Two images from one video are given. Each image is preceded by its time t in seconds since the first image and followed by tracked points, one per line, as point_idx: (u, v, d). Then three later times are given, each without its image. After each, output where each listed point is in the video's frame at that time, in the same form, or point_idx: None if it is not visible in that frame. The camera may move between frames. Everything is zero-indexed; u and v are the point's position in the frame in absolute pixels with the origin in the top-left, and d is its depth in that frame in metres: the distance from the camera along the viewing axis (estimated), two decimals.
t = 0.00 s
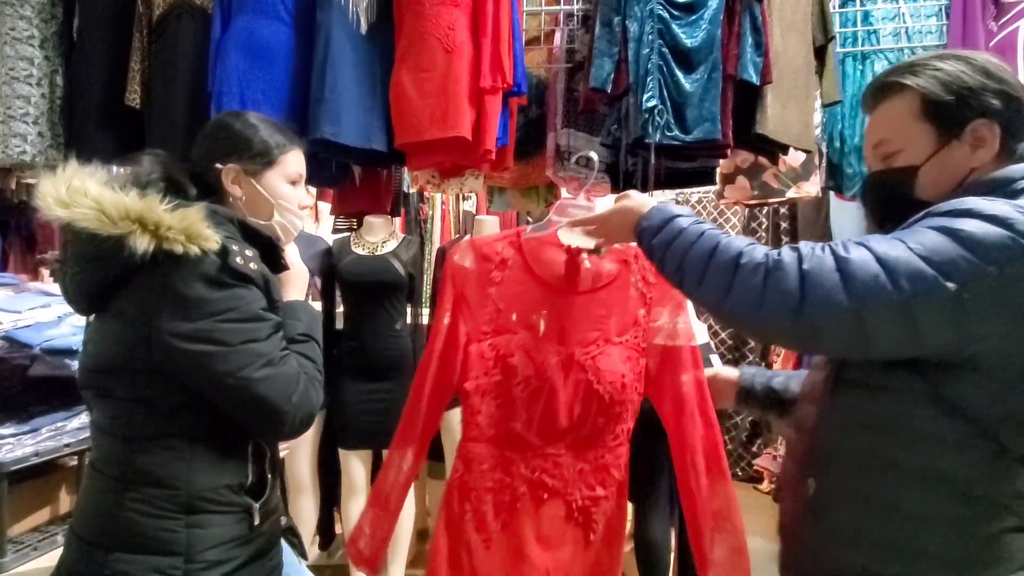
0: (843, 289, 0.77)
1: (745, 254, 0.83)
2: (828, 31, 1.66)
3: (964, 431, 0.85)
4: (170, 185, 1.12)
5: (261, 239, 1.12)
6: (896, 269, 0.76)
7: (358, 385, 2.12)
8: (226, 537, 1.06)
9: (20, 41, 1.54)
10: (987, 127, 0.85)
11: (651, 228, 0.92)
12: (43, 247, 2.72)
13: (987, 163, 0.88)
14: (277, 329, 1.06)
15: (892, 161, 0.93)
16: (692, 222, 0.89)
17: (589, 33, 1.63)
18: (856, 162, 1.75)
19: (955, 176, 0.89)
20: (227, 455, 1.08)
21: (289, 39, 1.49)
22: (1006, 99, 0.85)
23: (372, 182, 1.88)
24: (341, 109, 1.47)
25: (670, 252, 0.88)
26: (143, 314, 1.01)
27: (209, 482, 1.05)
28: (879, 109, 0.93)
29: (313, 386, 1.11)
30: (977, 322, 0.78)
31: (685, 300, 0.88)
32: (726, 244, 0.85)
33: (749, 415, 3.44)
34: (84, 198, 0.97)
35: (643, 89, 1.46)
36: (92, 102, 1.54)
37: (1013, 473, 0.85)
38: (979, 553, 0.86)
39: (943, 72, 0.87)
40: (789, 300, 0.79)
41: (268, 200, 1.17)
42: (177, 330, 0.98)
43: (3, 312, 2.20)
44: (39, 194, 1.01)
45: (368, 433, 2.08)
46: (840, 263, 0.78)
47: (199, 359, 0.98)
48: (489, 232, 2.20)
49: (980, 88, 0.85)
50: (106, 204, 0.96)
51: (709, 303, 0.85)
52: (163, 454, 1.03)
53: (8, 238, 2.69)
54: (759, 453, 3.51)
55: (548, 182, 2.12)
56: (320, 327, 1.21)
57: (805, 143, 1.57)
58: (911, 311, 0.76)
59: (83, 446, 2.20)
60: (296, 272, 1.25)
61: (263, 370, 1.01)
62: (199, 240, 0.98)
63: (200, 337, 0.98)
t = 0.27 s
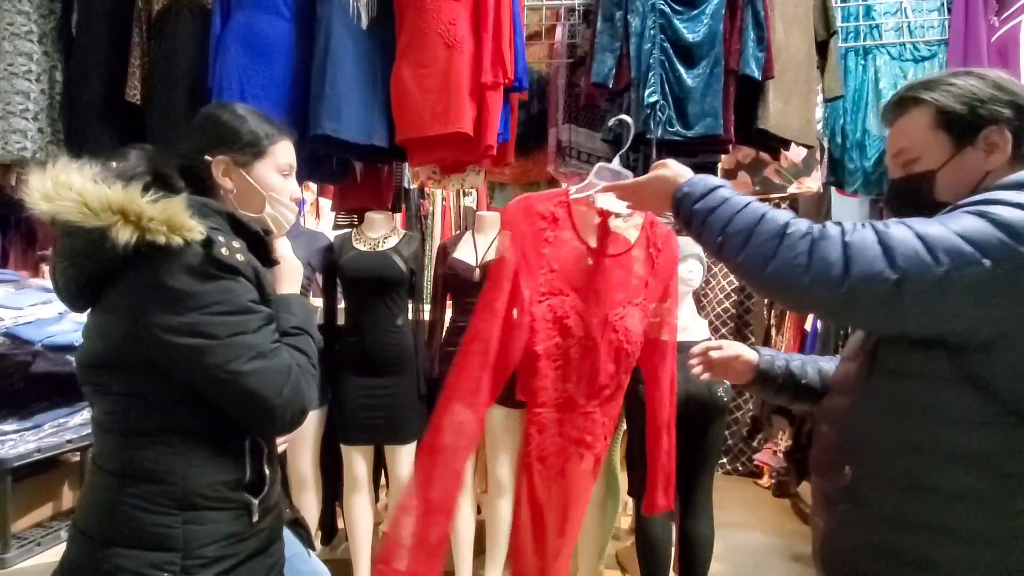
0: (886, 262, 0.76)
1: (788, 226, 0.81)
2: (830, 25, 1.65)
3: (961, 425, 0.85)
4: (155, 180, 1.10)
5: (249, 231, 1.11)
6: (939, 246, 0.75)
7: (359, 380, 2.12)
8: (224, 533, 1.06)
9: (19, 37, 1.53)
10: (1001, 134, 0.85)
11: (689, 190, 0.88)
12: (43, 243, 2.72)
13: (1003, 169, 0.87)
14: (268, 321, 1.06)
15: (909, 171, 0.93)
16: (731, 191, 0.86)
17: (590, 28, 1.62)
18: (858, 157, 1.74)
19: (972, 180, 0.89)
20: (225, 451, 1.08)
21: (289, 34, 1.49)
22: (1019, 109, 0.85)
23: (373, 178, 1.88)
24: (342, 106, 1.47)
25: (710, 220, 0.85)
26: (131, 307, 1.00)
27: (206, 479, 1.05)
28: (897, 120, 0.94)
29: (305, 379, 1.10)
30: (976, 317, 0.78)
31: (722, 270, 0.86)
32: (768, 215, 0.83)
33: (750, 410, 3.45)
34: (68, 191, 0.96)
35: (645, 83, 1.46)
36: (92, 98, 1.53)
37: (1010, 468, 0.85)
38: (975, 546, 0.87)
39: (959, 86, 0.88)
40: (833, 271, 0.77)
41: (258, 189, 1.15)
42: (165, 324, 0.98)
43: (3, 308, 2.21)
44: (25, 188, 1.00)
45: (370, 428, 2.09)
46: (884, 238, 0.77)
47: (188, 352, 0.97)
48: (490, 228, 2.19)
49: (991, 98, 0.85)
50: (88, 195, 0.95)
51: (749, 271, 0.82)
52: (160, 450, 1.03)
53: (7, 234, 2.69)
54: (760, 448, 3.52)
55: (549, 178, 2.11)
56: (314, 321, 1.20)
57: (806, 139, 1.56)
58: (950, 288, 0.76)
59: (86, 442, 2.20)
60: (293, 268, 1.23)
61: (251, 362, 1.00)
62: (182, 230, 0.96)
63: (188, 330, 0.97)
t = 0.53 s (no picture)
0: (952, 252, 0.74)
1: (853, 206, 0.77)
2: (833, 21, 1.64)
3: (975, 419, 0.84)
4: (137, 173, 1.07)
5: (239, 223, 1.09)
6: (1004, 239, 0.74)
7: (359, 378, 2.11)
8: (228, 528, 1.05)
9: (17, 33, 1.52)
10: None
11: (745, 161, 0.83)
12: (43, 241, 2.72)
13: None
14: (263, 309, 1.04)
15: (942, 167, 0.93)
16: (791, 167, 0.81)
17: (591, 24, 1.61)
18: (859, 154, 1.74)
19: (1005, 180, 0.88)
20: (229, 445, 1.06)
21: (289, 30, 1.48)
22: None
23: (373, 175, 1.87)
24: (342, 102, 1.46)
25: (771, 197, 0.80)
26: (123, 303, 0.99)
27: (208, 474, 1.03)
28: (933, 118, 0.94)
29: (303, 365, 1.09)
30: (995, 305, 0.77)
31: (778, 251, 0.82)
32: (832, 194, 0.79)
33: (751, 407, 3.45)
34: (49, 191, 0.95)
35: (647, 81, 1.45)
36: (91, 96, 1.52)
37: None
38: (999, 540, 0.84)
39: (997, 86, 0.88)
40: (898, 256, 0.74)
41: (247, 182, 1.13)
42: (156, 317, 0.97)
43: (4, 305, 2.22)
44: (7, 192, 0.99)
45: (371, 426, 2.09)
46: (950, 226, 0.75)
47: (180, 344, 0.96)
48: (491, 225, 2.20)
49: None
50: (70, 194, 0.94)
51: (808, 249, 0.78)
52: (160, 447, 1.02)
53: (8, 233, 2.69)
54: (761, 445, 3.52)
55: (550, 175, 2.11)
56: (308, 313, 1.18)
57: (811, 135, 1.54)
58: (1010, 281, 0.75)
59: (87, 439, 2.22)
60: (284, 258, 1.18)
61: (248, 351, 0.99)
62: (169, 222, 0.96)
63: (178, 322, 0.96)
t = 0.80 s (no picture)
0: (965, 262, 0.75)
1: (872, 214, 0.77)
2: (836, 17, 1.63)
3: (979, 414, 0.84)
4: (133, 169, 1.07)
5: (237, 215, 1.08)
6: (1017, 248, 0.75)
7: (360, 374, 2.12)
8: (231, 523, 1.04)
9: (17, 28, 1.52)
10: None
11: (765, 161, 0.81)
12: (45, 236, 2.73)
13: None
14: (262, 299, 1.03)
15: (957, 162, 0.93)
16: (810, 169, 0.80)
17: (593, 20, 1.59)
18: (861, 151, 1.73)
19: (1019, 179, 0.89)
20: (233, 438, 1.07)
21: (290, 25, 1.48)
22: None
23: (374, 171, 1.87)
24: (343, 98, 1.46)
25: (789, 201, 0.79)
26: (122, 294, 0.99)
27: (211, 468, 1.03)
28: (950, 112, 0.93)
29: (305, 355, 1.08)
30: (1010, 298, 0.76)
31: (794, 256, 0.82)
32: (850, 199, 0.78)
33: (751, 403, 3.46)
34: (49, 186, 0.95)
35: (649, 76, 1.44)
36: (92, 91, 1.52)
37: None
38: (1001, 533, 0.84)
39: (1014, 82, 0.88)
40: (912, 268, 0.75)
41: (247, 174, 1.11)
42: (155, 307, 0.96)
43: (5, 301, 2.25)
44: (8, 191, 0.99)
45: (372, 421, 2.09)
46: (965, 235, 0.75)
47: (179, 333, 0.96)
48: (492, 221, 2.20)
49: None
50: (69, 187, 0.94)
51: (824, 258, 0.79)
52: (162, 440, 1.02)
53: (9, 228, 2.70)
54: (761, 441, 3.53)
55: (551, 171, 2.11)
56: (313, 302, 1.17)
57: (812, 131, 1.54)
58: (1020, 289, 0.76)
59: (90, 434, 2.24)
60: (291, 251, 1.18)
61: (249, 339, 0.99)
62: (167, 211, 0.96)
63: (177, 311, 0.96)
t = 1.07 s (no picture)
0: (970, 254, 0.75)
1: (874, 206, 0.77)
2: (841, 13, 1.62)
3: (990, 407, 0.84)
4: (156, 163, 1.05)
5: (262, 210, 1.08)
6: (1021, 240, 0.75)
7: (363, 369, 2.12)
8: (241, 512, 1.05)
9: (18, 22, 1.52)
10: None
11: (764, 156, 0.82)
12: (46, 232, 2.73)
13: None
14: (286, 292, 1.04)
15: (962, 163, 0.93)
16: (809, 164, 0.81)
17: (596, 15, 1.59)
18: (865, 148, 1.72)
19: None
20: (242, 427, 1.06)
21: (292, 21, 1.47)
22: None
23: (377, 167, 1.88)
24: (345, 93, 1.46)
25: (788, 196, 0.80)
26: (147, 288, 0.99)
27: (222, 457, 1.03)
28: (955, 113, 0.93)
29: (329, 345, 1.08)
30: (1018, 292, 0.76)
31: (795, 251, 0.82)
32: (851, 193, 0.78)
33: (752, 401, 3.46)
34: (82, 178, 0.95)
35: (653, 73, 1.44)
36: (93, 87, 1.52)
37: None
38: (1000, 530, 0.85)
39: (1016, 81, 0.87)
40: (917, 259, 0.75)
41: (261, 165, 1.12)
42: (186, 299, 0.96)
43: (7, 297, 2.27)
44: (36, 181, 0.98)
45: (374, 416, 2.10)
46: (968, 227, 0.76)
47: (211, 327, 0.96)
48: (495, 217, 2.20)
49: None
50: (105, 180, 0.94)
51: (828, 251, 0.79)
52: (175, 428, 1.01)
53: (11, 223, 2.71)
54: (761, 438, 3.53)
55: (553, 168, 2.12)
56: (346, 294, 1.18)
57: (816, 128, 1.54)
58: None
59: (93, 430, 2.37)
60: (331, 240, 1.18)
61: (278, 331, 0.99)
62: (202, 205, 0.96)
63: (209, 305, 0.96)
